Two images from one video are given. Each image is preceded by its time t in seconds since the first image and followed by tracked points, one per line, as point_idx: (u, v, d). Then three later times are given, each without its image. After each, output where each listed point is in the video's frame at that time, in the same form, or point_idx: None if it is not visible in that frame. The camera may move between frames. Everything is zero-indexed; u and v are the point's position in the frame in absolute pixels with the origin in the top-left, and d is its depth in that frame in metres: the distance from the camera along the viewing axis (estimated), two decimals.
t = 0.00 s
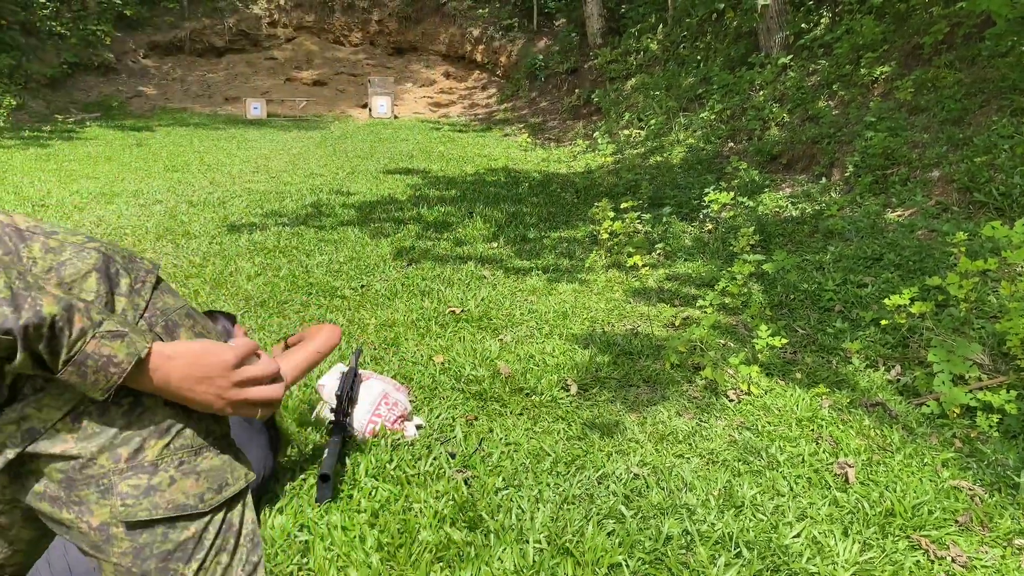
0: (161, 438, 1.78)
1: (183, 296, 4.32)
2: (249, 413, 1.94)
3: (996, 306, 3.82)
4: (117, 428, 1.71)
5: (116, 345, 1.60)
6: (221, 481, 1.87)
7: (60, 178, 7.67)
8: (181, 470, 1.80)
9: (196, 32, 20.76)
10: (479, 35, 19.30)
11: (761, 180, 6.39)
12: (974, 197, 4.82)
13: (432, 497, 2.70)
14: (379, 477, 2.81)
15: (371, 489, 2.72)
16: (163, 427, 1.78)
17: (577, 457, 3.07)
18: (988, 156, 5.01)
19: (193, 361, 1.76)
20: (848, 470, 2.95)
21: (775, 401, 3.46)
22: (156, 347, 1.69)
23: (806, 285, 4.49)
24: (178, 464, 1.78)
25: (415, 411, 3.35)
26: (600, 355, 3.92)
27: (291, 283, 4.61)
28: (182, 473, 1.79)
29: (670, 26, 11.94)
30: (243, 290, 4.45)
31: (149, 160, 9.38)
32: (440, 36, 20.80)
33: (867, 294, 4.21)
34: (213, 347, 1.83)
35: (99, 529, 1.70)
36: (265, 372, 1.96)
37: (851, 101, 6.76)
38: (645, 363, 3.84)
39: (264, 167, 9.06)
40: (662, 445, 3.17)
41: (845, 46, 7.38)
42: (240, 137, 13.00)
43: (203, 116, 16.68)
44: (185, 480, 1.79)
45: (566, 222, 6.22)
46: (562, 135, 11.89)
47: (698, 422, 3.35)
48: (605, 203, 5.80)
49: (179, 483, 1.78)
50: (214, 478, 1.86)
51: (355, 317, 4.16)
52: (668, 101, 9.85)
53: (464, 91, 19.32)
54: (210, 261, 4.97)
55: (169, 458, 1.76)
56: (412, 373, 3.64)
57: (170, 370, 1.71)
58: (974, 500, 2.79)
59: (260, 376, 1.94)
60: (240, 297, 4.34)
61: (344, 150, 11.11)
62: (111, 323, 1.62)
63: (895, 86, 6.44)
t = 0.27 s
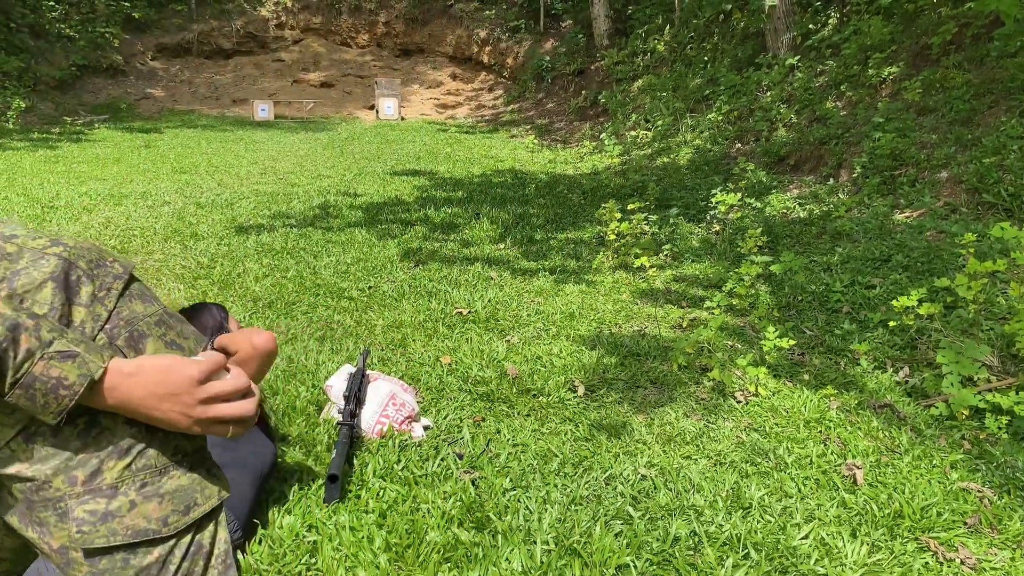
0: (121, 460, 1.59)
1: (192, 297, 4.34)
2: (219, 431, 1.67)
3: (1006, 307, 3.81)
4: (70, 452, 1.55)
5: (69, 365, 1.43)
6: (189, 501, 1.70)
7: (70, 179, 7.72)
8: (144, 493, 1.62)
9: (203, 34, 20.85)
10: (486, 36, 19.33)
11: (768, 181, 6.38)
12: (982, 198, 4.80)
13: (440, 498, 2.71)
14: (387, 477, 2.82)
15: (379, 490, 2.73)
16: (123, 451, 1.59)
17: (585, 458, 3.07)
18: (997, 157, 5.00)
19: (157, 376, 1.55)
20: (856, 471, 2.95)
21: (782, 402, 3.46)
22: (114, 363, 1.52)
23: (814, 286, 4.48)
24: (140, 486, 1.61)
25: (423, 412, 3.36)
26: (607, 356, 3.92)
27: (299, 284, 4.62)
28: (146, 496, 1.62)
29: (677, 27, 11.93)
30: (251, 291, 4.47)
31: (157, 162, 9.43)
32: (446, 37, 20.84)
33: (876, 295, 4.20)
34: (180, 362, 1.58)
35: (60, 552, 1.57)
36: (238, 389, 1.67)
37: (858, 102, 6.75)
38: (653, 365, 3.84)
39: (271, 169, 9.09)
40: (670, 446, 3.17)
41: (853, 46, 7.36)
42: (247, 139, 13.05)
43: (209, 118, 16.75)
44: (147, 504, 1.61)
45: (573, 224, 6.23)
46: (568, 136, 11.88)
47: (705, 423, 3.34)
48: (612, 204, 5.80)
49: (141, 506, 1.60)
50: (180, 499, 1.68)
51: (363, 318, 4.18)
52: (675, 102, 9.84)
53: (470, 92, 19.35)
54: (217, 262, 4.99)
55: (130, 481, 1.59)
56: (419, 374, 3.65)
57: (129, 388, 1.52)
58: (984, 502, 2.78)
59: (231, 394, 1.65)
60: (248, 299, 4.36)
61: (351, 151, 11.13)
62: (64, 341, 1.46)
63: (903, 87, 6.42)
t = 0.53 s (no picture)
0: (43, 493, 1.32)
1: (199, 298, 4.37)
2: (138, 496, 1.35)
3: (1014, 309, 3.79)
4: None
5: None
6: (118, 541, 1.38)
7: (79, 180, 7.77)
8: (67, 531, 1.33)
9: (210, 35, 20.94)
10: (492, 37, 19.33)
11: (775, 182, 6.37)
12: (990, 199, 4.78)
13: (446, 498, 2.71)
14: (393, 478, 2.83)
15: (385, 490, 2.74)
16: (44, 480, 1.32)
17: (591, 459, 3.07)
18: (1005, 158, 4.98)
19: (68, 434, 1.24)
20: (863, 473, 2.94)
21: (789, 404, 3.45)
22: (26, 408, 1.21)
23: (820, 287, 4.47)
24: (62, 524, 1.32)
25: (428, 413, 3.37)
26: (613, 357, 3.92)
27: (306, 285, 4.64)
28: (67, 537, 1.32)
29: (684, 28, 11.92)
30: (258, 292, 4.49)
31: (165, 163, 9.48)
32: (452, 38, 20.86)
33: (883, 297, 4.19)
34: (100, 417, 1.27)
35: None
36: (160, 459, 1.34)
37: (866, 103, 6.73)
38: (659, 366, 3.83)
39: (278, 170, 9.12)
40: (676, 447, 3.17)
41: (860, 47, 7.34)
42: (254, 140, 13.10)
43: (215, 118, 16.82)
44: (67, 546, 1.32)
45: (579, 225, 6.23)
46: (574, 137, 11.88)
47: (711, 425, 3.34)
48: (618, 205, 5.80)
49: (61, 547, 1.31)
50: (108, 538, 1.36)
51: (369, 319, 4.19)
52: (681, 103, 9.83)
53: (476, 93, 19.37)
54: (225, 262, 5.02)
55: (51, 518, 1.31)
56: (425, 375, 3.66)
57: (41, 439, 1.22)
58: (991, 504, 2.77)
59: (151, 464, 1.33)
60: (255, 300, 4.38)
61: (357, 152, 11.15)
62: None
63: (911, 87, 6.40)
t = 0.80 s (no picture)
0: None
1: (204, 297, 4.38)
2: None
3: (1021, 309, 3.78)
4: None
5: None
6: None
7: (84, 180, 7.80)
8: None
9: (215, 36, 21.01)
10: (497, 37, 19.32)
11: (780, 182, 6.36)
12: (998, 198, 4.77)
13: (450, 498, 2.72)
14: (398, 477, 2.84)
15: (390, 489, 2.75)
16: None
17: (596, 458, 3.08)
18: (1012, 157, 4.96)
19: None
20: (868, 473, 2.94)
21: (794, 403, 3.45)
22: None
23: (826, 287, 4.46)
24: None
25: (433, 412, 3.38)
26: (618, 357, 3.92)
27: (311, 284, 4.65)
28: None
29: (689, 28, 11.91)
30: (263, 291, 4.50)
31: (171, 163, 9.51)
32: (457, 38, 20.87)
33: (888, 296, 4.18)
34: None
35: None
36: None
37: (871, 103, 6.71)
38: (664, 366, 3.83)
39: (283, 169, 9.15)
40: (681, 447, 3.17)
41: (866, 46, 7.32)
42: (259, 140, 13.13)
43: (220, 119, 16.87)
44: None
45: (584, 225, 6.23)
46: (579, 137, 11.87)
47: (716, 424, 3.34)
48: (623, 205, 5.80)
49: None
50: None
51: (374, 318, 4.20)
52: (686, 103, 9.82)
53: (481, 93, 19.38)
54: (231, 262, 5.03)
55: None
56: (429, 374, 3.67)
57: None
58: (997, 504, 2.76)
59: None
60: (260, 299, 4.39)
61: (363, 152, 11.16)
62: None
63: (917, 87, 6.39)
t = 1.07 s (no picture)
0: None
1: (209, 297, 4.40)
2: None
3: None
4: None
5: None
6: None
7: (88, 180, 7.82)
8: None
9: (219, 35, 21.05)
10: (501, 37, 19.31)
11: (784, 181, 6.35)
12: (1002, 198, 4.75)
13: (454, 497, 2.73)
14: (402, 476, 2.85)
15: (394, 489, 2.76)
16: None
17: (599, 458, 3.08)
18: (1016, 157, 4.94)
19: None
20: (872, 473, 2.94)
21: (797, 404, 3.44)
22: None
23: (830, 287, 4.45)
24: None
25: (437, 412, 3.39)
26: (621, 357, 3.93)
27: (315, 284, 4.66)
28: None
29: (693, 28, 11.89)
30: (267, 290, 4.51)
31: (175, 162, 9.53)
32: (461, 37, 20.88)
33: (892, 296, 4.17)
34: None
35: None
36: None
37: (876, 102, 6.70)
38: (667, 366, 3.83)
39: (287, 169, 9.16)
40: (684, 447, 3.17)
41: (870, 46, 7.30)
42: (263, 139, 13.15)
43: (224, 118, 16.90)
44: None
45: (588, 224, 6.23)
46: (583, 137, 11.86)
47: (720, 424, 3.34)
48: (627, 205, 5.80)
49: None
50: None
51: (377, 318, 4.21)
52: (690, 102, 9.81)
53: (485, 93, 19.38)
54: (236, 261, 5.04)
55: None
56: (433, 373, 3.68)
57: None
58: (1001, 505, 2.75)
59: None
60: (264, 298, 4.40)
61: (366, 152, 11.18)
62: None
63: (922, 86, 6.37)
